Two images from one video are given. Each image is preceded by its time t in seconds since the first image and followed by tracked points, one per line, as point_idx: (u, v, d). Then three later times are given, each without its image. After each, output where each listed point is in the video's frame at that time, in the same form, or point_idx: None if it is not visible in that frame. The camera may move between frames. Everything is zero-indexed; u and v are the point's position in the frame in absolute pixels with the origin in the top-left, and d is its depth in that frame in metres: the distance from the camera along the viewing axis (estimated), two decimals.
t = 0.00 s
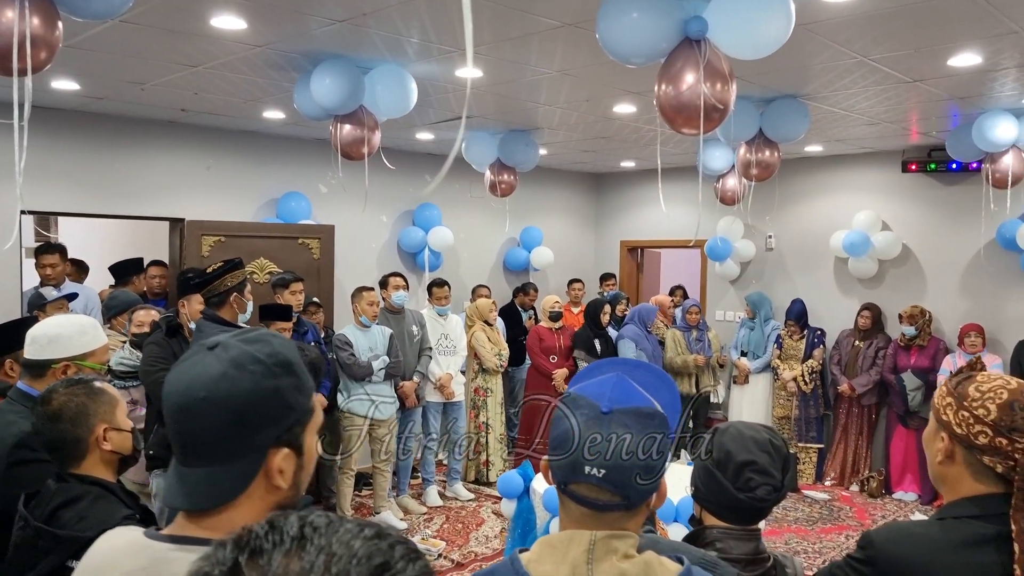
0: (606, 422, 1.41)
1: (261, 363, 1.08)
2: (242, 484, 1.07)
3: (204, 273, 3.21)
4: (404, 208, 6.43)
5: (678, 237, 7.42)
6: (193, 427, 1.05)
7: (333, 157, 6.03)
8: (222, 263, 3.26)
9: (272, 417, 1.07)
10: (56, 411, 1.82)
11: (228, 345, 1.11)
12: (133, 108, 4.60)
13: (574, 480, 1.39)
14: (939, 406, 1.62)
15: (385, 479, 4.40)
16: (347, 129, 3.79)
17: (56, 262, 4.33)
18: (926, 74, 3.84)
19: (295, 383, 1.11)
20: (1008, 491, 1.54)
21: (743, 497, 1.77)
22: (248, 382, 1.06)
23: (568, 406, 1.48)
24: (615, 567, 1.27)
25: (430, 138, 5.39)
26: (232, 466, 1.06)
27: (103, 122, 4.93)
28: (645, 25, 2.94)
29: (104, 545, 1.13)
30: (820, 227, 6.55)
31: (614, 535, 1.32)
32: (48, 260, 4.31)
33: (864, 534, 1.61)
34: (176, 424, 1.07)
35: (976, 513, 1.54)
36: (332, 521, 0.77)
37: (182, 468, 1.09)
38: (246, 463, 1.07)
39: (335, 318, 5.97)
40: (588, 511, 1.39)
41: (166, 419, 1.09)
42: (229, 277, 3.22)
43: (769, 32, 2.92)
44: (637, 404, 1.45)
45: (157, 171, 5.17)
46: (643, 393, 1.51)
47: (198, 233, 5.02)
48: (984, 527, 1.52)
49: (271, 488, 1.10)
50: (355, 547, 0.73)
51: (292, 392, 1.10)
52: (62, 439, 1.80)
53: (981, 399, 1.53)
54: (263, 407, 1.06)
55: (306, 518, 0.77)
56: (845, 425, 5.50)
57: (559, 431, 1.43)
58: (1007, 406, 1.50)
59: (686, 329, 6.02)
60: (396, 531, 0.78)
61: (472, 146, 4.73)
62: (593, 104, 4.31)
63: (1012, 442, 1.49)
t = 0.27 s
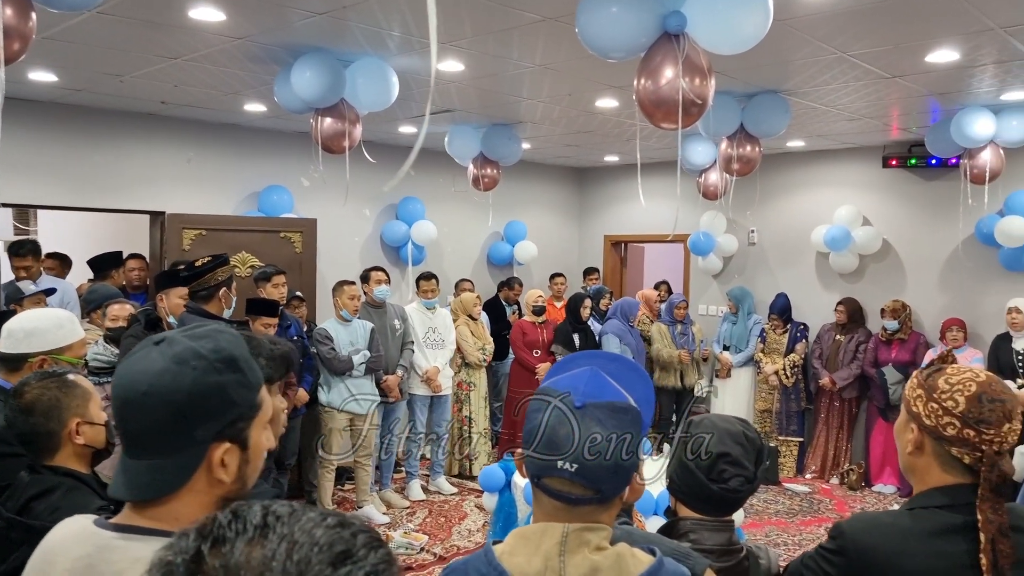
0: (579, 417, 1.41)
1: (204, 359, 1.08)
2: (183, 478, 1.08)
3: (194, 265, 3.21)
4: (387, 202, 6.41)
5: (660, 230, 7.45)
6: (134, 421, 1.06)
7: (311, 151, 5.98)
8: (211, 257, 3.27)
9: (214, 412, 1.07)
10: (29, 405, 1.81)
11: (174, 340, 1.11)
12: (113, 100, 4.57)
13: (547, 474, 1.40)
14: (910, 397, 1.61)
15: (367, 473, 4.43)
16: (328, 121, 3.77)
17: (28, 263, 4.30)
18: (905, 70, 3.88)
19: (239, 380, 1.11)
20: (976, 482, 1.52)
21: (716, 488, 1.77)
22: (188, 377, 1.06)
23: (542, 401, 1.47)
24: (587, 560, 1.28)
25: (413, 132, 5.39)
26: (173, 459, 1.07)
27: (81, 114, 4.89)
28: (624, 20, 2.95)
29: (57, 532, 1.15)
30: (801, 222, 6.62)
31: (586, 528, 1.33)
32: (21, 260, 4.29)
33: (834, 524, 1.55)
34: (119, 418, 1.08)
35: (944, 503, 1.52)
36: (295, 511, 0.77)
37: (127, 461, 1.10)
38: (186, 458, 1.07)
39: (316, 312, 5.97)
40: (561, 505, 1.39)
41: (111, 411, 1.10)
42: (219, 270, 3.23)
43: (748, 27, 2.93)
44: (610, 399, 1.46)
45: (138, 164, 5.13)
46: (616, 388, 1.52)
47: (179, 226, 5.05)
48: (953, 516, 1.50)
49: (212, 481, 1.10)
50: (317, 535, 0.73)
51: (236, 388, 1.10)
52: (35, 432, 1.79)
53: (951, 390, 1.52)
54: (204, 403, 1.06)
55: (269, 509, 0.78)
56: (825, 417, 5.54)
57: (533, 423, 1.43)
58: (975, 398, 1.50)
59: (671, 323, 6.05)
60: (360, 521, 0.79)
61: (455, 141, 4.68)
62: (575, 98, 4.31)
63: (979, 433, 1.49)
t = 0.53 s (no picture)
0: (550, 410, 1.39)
1: (156, 353, 1.07)
2: (134, 471, 1.08)
3: (179, 260, 3.18)
4: (368, 197, 6.41)
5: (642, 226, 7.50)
6: (85, 416, 1.05)
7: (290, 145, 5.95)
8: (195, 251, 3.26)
9: (164, 407, 1.07)
10: None
11: (127, 334, 1.10)
12: (90, 93, 4.52)
13: (519, 469, 1.37)
14: (880, 391, 1.61)
15: (346, 469, 4.52)
16: (306, 116, 3.76)
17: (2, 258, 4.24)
18: (881, 68, 3.92)
19: (192, 375, 1.10)
20: (945, 473, 1.53)
21: (678, 481, 1.80)
22: (139, 372, 1.05)
23: (514, 396, 1.46)
24: (558, 552, 1.28)
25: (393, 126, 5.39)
26: (124, 453, 1.07)
27: (58, 107, 4.84)
28: (602, 15, 2.96)
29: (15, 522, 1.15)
30: (781, 218, 6.71)
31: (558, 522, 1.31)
32: None
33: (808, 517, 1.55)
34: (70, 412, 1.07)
35: (915, 495, 1.52)
36: (258, 501, 0.78)
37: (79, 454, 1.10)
38: (137, 451, 1.07)
39: (296, 307, 5.96)
40: (532, 499, 1.36)
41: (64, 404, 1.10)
42: (205, 265, 3.22)
43: (725, 23, 2.94)
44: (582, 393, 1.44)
45: (116, 157, 5.09)
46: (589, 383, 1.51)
47: (157, 221, 5.00)
48: (923, 507, 1.51)
49: (164, 475, 1.10)
50: (280, 525, 0.74)
51: (188, 382, 1.09)
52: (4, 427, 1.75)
53: (919, 382, 1.53)
54: (155, 397, 1.06)
55: (233, 498, 0.79)
56: (805, 414, 5.64)
57: (505, 418, 1.42)
58: (943, 390, 1.50)
59: (654, 319, 6.10)
60: (323, 511, 0.80)
61: (436, 136, 4.81)
62: (555, 93, 4.33)
63: (947, 424, 1.49)
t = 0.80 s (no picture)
0: (518, 405, 1.38)
1: (114, 349, 1.05)
2: (94, 469, 1.06)
3: (152, 255, 3.13)
4: (346, 192, 6.42)
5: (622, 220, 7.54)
6: (42, 413, 1.03)
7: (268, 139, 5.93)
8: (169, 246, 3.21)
9: (125, 404, 1.05)
10: None
11: (84, 330, 1.08)
12: (62, 85, 4.46)
13: (487, 463, 1.35)
14: (850, 385, 1.61)
15: (322, 465, 4.53)
16: (282, 109, 3.73)
17: None
18: (856, 63, 3.95)
19: (153, 370, 1.08)
20: (915, 465, 1.53)
21: (639, 475, 1.81)
22: (97, 368, 1.03)
23: (483, 390, 1.44)
24: (527, 547, 1.25)
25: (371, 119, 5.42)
26: (83, 451, 1.05)
27: (31, 99, 4.78)
28: (577, 10, 2.95)
29: None
30: (759, 213, 6.78)
31: (526, 517, 1.30)
32: None
33: (779, 512, 1.55)
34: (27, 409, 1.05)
35: (885, 487, 1.53)
36: (221, 493, 0.77)
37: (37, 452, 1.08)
38: (97, 448, 1.05)
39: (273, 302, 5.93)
40: (502, 493, 1.34)
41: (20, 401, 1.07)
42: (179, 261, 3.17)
43: (701, 18, 2.95)
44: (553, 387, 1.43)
45: (89, 151, 5.04)
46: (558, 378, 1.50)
47: (131, 215, 4.94)
48: (894, 499, 1.51)
49: (126, 472, 1.09)
50: (242, 517, 0.73)
51: (148, 377, 1.07)
52: None
53: (889, 375, 1.53)
54: (114, 394, 1.04)
55: (195, 491, 0.77)
56: (782, 409, 5.68)
57: (474, 412, 1.42)
58: (912, 382, 1.51)
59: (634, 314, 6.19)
60: (287, 503, 0.79)
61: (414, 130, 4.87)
62: (535, 87, 4.38)
63: (916, 416, 1.50)
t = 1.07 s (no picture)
0: (488, 401, 1.39)
1: (100, 345, 1.03)
2: (81, 469, 1.04)
3: (122, 252, 3.09)
4: (325, 187, 6.41)
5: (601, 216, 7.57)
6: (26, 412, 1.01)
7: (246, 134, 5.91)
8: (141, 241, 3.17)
9: (111, 401, 1.04)
10: None
11: (67, 327, 1.06)
12: (35, 79, 4.40)
13: (457, 459, 1.33)
14: (819, 380, 1.63)
15: (300, 463, 4.51)
16: (258, 104, 3.71)
17: None
18: (831, 61, 4.00)
19: (139, 366, 1.07)
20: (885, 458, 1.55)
21: (609, 470, 1.82)
22: (83, 365, 1.02)
23: (453, 389, 1.44)
24: (497, 542, 1.25)
25: (350, 115, 5.44)
26: (68, 451, 1.03)
27: (5, 93, 4.72)
28: (553, 6, 2.95)
29: None
30: (737, 209, 6.85)
31: (496, 512, 1.30)
32: None
33: (753, 510, 1.52)
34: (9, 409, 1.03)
35: (856, 480, 1.54)
36: (187, 489, 0.76)
37: (19, 452, 1.06)
38: (82, 447, 1.04)
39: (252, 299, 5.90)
40: (473, 489, 1.33)
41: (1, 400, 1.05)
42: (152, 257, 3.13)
43: (676, 14, 2.95)
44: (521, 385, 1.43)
45: (65, 145, 4.98)
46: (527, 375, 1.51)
47: (106, 210, 4.90)
48: (864, 491, 1.52)
49: (114, 471, 1.08)
50: (207, 513, 0.72)
51: (135, 374, 1.06)
52: None
53: (858, 369, 1.55)
54: (101, 391, 1.03)
55: (159, 487, 0.77)
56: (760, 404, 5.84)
57: (444, 408, 1.42)
58: (880, 375, 1.53)
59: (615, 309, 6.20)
60: (253, 499, 0.78)
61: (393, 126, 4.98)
62: (513, 83, 4.47)
63: (885, 409, 1.51)
